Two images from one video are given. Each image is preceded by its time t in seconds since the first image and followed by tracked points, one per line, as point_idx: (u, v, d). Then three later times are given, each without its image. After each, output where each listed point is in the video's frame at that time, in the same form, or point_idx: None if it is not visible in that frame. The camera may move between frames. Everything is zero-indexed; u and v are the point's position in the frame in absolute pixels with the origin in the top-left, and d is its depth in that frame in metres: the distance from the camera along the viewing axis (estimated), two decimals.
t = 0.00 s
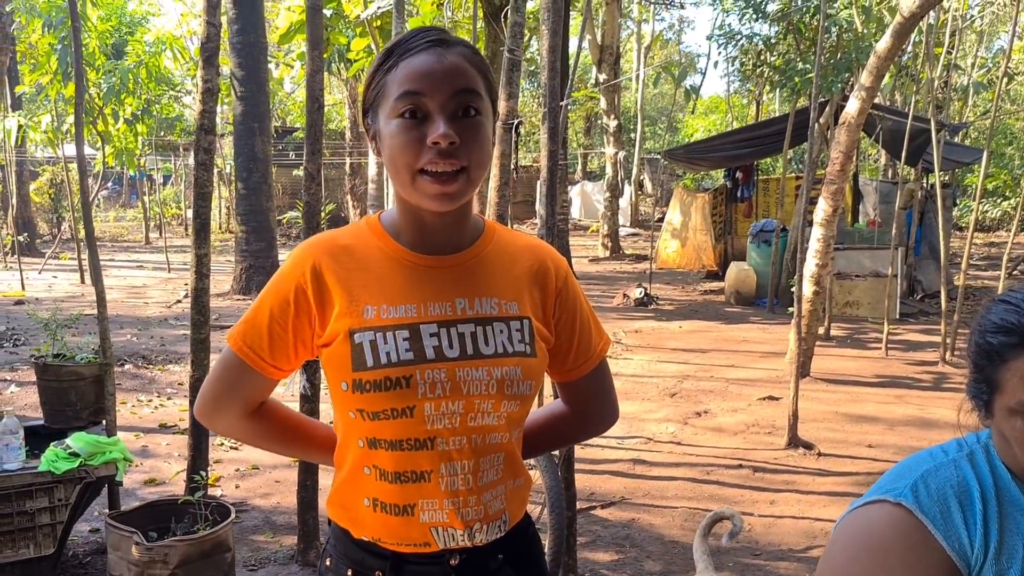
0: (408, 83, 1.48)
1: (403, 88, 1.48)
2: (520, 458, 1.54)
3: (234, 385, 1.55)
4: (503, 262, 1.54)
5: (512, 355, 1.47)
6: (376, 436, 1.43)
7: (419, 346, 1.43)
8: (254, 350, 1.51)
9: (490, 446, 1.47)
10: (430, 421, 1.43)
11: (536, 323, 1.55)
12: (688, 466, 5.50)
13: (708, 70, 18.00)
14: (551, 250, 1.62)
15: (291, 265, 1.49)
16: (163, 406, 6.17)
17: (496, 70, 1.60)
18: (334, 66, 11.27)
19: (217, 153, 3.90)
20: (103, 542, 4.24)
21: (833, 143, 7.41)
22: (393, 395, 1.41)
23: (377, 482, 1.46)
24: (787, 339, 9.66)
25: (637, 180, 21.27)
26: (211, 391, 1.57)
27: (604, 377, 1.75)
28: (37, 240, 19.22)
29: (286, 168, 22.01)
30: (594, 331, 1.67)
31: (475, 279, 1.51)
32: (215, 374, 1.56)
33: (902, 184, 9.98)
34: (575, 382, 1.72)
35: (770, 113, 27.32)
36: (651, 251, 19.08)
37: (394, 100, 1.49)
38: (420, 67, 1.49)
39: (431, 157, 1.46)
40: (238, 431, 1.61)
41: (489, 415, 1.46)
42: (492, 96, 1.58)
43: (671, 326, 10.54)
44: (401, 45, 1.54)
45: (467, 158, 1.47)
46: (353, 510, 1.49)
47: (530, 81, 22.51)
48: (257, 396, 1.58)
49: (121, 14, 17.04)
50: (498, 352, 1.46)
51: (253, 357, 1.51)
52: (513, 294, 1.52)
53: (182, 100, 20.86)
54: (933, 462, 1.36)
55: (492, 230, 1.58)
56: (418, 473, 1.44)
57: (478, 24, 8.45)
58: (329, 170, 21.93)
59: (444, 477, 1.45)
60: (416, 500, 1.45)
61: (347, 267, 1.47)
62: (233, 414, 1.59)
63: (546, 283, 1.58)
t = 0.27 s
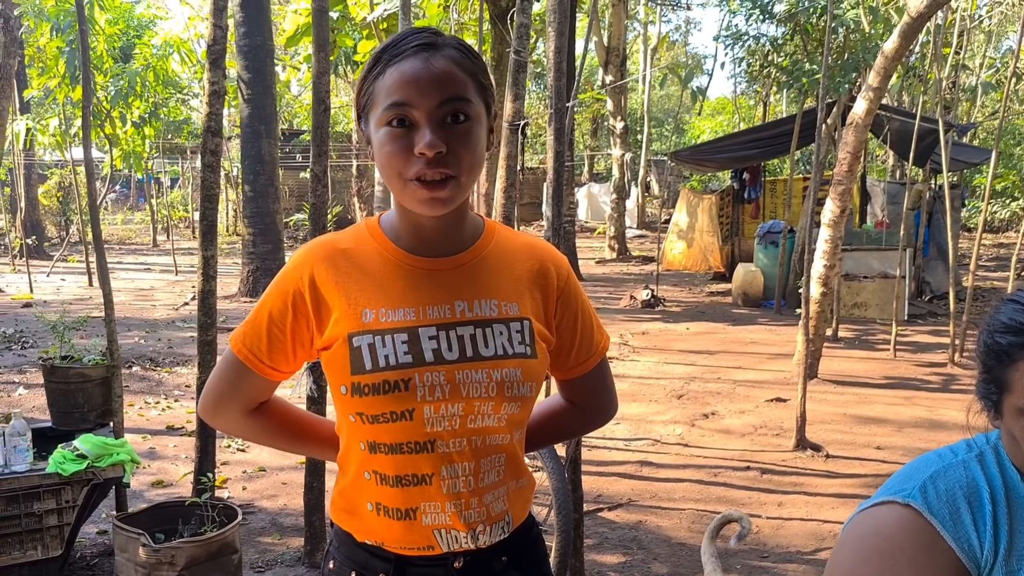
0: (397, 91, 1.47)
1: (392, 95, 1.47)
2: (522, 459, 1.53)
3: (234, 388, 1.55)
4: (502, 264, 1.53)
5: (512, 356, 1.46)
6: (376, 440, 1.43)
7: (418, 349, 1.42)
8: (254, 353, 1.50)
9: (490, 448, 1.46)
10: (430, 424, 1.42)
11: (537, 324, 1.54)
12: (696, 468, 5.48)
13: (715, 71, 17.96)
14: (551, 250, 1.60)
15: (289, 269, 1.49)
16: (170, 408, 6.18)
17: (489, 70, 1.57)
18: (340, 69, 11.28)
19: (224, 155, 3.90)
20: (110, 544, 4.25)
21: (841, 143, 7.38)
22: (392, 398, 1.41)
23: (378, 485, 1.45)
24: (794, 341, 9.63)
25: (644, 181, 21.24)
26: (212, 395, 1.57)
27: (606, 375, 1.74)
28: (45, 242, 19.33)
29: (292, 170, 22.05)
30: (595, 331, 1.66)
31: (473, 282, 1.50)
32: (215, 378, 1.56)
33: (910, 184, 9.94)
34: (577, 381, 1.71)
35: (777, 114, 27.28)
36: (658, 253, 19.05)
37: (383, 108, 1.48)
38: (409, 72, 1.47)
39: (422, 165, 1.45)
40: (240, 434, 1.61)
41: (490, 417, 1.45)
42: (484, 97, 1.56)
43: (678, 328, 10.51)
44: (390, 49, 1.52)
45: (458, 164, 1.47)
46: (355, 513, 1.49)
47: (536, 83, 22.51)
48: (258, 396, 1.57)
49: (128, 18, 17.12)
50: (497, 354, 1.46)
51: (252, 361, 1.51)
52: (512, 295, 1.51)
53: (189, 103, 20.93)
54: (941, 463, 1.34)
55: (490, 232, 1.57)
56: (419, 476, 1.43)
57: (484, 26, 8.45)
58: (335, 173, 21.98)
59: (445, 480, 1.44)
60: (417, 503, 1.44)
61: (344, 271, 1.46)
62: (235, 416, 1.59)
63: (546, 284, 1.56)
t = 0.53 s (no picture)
0: (395, 100, 1.46)
1: (391, 101, 1.47)
2: (527, 461, 1.52)
3: (238, 395, 1.54)
4: (507, 267, 1.52)
5: (517, 358, 1.46)
6: (381, 442, 1.42)
7: (422, 351, 1.41)
8: (258, 357, 1.50)
9: (495, 449, 1.46)
10: (434, 425, 1.41)
11: (542, 326, 1.53)
12: (702, 470, 5.46)
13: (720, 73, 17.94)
14: (555, 252, 1.59)
15: (293, 273, 1.48)
16: (176, 410, 6.19)
17: (490, 73, 1.56)
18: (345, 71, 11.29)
19: (230, 157, 3.90)
20: (117, 546, 4.25)
21: (847, 145, 7.35)
22: (396, 400, 1.40)
23: (384, 488, 1.45)
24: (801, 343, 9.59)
25: (650, 184, 21.22)
26: (217, 401, 1.56)
27: (612, 378, 1.72)
28: (52, 245, 19.41)
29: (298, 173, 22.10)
30: (599, 335, 1.65)
31: (477, 285, 1.49)
32: (220, 383, 1.55)
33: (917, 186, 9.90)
34: (583, 384, 1.69)
35: (783, 116, 27.23)
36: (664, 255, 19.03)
37: (382, 115, 1.48)
38: (407, 79, 1.46)
39: (421, 173, 1.44)
40: (245, 442, 1.60)
41: (495, 419, 1.44)
42: (485, 100, 1.54)
43: (684, 330, 10.49)
44: (390, 54, 1.51)
45: (458, 170, 1.46)
46: (360, 515, 1.48)
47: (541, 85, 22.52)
48: (263, 406, 1.56)
49: (135, 21, 17.19)
50: (501, 356, 1.45)
51: (256, 366, 1.50)
52: (516, 297, 1.50)
53: (195, 106, 21.00)
54: (951, 465, 1.33)
55: (495, 235, 1.56)
56: (424, 479, 1.42)
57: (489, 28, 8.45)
58: (341, 175, 22.04)
59: (450, 481, 1.43)
60: (423, 505, 1.43)
61: (348, 275, 1.46)
62: (240, 425, 1.58)
63: (550, 286, 1.55)
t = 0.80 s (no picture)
0: (396, 99, 1.46)
1: (393, 101, 1.46)
2: (533, 462, 1.51)
3: (246, 396, 1.54)
4: (513, 266, 1.51)
5: (523, 359, 1.45)
6: (387, 442, 1.42)
7: (428, 352, 1.41)
8: (265, 358, 1.49)
9: (501, 450, 1.45)
10: (440, 426, 1.40)
11: (547, 325, 1.52)
12: (709, 471, 5.45)
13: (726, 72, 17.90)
14: (561, 252, 1.58)
15: (299, 273, 1.48)
16: (182, 410, 6.20)
17: (493, 72, 1.55)
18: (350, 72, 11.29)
19: (235, 157, 3.90)
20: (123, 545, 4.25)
21: (854, 145, 7.32)
22: (402, 401, 1.40)
23: (390, 488, 1.44)
24: (807, 343, 9.56)
25: (656, 183, 21.18)
26: (224, 403, 1.55)
27: (619, 379, 1.71)
28: (59, 246, 19.50)
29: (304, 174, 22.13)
30: (606, 336, 1.63)
31: (483, 284, 1.48)
32: (228, 384, 1.55)
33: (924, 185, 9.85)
34: (590, 386, 1.68)
35: (789, 116, 27.17)
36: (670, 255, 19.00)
37: (384, 116, 1.48)
38: (408, 80, 1.46)
39: (424, 171, 1.44)
40: (253, 445, 1.59)
41: (501, 419, 1.43)
42: (488, 100, 1.54)
43: (690, 330, 10.47)
44: (390, 53, 1.51)
45: (462, 170, 1.45)
46: (367, 515, 1.48)
47: (547, 85, 22.51)
48: (272, 408, 1.56)
49: (141, 22, 17.24)
50: (507, 356, 1.44)
51: (262, 366, 1.50)
52: (522, 297, 1.49)
53: (201, 107, 21.05)
54: (961, 463, 1.31)
55: (501, 234, 1.56)
56: (429, 480, 1.42)
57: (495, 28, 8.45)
58: (347, 176, 22.07)
59: (456, 483, 1.42)
60: (430, 506, 1.43)
61: (353, 274, 1.45)
62: (248, 426, 1.57)
63: (556, 286, 1.54)
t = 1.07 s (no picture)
0: (400, 93, 1.45)
1: (397, 96, 1.46)
2: (538, 460, 1.51)
3: (252, 395, 1.54)
4: (518, 264, 1.51)
5: (526, 357, 1.45)
6: (390, 441, 1.42)
7: (432, 350, 1.41)
8: (270, 357, 1.49)
9: (504, 449, 1.44)
10: (443, 424, 1.40)
11: (552, 323, 1.51)
12: (715, 471, 5.43)
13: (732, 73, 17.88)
14: (566, 250, 1.58)
15: (302, 271, 1.47)
16: (189, 410, 6.21)
17: (496, 68, 1.55)
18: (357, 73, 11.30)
19: (243, 157, 3.91)
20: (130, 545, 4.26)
21: (861, 145, 7.29)
22: (405, 399, 1.39)
23: (394, 487, 1.44)
24: (814, 344, 9.54)
25: (662, 184, 21.18)
26: (231, 402, 1.55)
27: (624, 377, 1.70)
28: (66, 246, 19.61)
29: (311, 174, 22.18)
30: (612, 334, 1.63)
31: (487, 281, 1.48)
32: (234, 384, 1.55)
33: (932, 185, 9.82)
34: (596, 385, 1.67)
35: (795, 116, 27.13)
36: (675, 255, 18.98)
37: (388, 111, 1.47)
38: (413, 75, 1.45)
39: (428, 167, 1.43)
40: (258, 443, 1.59)
41: (504, 418, 1.43)
42: (492, 96, 1.53)
43: (696, 331, 10.45)
44: (394, 50, 1.50)
45: (467, 165, 1.45)
46: (370, 514, 1.47)
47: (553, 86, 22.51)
48: (278, 407, 1.56)
49: (148, 23, 17.30)
50: (510, 354, 1.44)
51: (266, 366, 1.49)
52: (526, 294, 1.48)
53: (207, 108, 21.11)
54: (971, 462, 1.16)
55: (505, 232, 1.55)
56: (433, 478, 1.42)
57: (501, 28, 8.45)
58: (353, 176, 22.11)
59: (460, 481, 1.42)
60: (433, 504, 1.42)
61: (357, 272, 1.45)
62: (255, 427, 1.57)
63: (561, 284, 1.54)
